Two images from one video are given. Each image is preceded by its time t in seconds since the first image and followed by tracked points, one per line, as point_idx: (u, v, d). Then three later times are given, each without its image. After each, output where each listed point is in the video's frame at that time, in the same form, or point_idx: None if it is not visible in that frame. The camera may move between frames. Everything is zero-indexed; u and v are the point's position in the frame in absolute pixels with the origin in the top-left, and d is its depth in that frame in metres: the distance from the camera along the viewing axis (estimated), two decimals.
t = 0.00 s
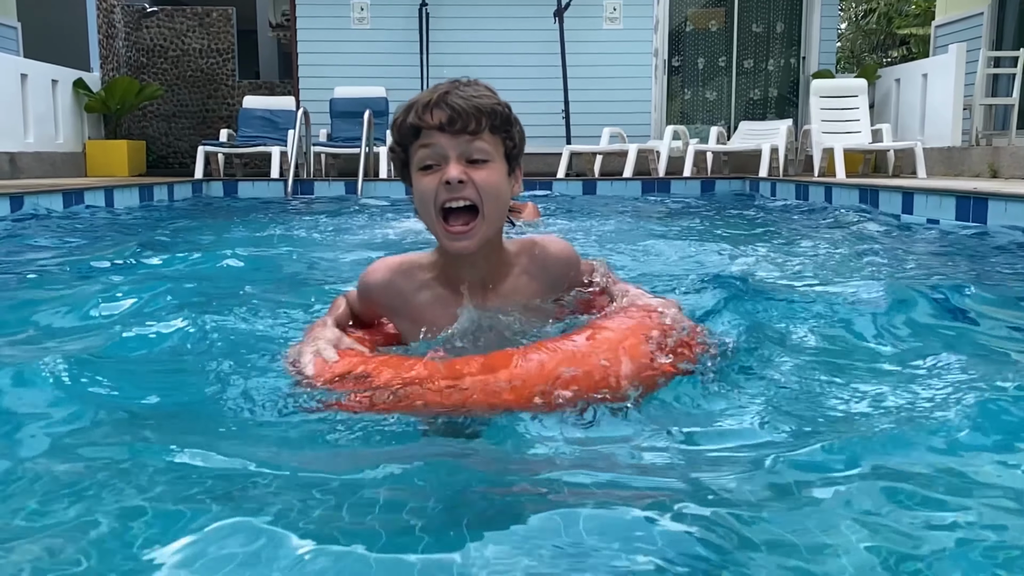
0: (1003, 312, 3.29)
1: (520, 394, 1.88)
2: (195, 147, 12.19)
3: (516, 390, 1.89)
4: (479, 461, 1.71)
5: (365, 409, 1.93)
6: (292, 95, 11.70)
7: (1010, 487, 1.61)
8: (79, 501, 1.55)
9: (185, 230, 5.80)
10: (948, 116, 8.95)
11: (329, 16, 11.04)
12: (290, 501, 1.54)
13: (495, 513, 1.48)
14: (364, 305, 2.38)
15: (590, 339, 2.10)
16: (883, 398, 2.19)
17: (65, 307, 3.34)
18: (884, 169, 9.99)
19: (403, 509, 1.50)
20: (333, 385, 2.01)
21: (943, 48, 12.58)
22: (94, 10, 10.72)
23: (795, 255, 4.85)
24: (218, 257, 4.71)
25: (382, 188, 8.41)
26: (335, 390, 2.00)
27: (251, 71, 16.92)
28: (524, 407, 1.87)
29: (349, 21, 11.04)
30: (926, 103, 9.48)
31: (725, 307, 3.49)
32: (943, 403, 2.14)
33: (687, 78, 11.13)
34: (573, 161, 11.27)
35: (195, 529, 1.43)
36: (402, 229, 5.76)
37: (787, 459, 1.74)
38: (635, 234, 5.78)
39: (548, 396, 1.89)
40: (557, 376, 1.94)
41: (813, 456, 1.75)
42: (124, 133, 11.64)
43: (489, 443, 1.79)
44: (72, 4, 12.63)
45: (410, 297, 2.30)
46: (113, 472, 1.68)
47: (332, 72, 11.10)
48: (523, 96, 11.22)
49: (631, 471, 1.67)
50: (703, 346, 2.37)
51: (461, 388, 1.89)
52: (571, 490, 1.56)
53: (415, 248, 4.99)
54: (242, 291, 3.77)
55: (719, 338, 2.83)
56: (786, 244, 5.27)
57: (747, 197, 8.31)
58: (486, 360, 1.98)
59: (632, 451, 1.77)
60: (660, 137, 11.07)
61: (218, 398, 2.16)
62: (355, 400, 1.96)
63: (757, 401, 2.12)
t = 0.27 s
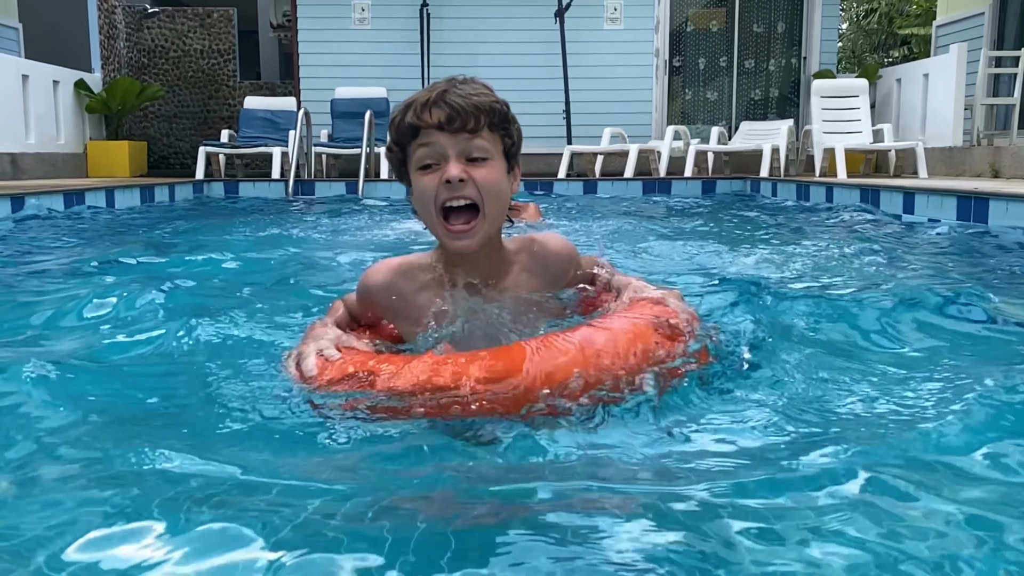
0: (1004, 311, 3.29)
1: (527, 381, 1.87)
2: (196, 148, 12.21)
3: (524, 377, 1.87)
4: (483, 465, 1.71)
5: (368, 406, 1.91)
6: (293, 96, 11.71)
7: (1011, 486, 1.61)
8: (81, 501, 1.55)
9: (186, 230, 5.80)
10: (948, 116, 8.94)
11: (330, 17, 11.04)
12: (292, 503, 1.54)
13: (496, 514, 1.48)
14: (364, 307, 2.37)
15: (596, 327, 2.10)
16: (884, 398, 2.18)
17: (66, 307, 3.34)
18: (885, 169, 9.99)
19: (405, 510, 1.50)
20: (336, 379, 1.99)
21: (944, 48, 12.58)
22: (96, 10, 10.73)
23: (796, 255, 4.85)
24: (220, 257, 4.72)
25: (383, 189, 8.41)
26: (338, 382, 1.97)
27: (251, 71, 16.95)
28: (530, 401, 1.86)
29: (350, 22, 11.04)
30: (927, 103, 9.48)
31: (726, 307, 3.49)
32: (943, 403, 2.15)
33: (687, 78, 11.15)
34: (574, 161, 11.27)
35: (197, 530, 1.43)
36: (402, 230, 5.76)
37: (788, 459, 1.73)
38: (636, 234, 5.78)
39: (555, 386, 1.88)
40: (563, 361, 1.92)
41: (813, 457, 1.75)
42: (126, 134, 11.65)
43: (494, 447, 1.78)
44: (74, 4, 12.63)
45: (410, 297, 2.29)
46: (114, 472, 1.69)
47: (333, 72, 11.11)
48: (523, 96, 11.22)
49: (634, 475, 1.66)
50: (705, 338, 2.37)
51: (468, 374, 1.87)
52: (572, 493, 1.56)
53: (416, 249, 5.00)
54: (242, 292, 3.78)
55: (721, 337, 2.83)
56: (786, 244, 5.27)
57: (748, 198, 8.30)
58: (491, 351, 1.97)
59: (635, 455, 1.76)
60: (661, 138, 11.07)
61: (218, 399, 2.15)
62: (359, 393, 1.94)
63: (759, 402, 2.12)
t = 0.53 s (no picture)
0: (1005, 312, 3.28)
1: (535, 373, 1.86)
2: (196, 150, 12.22)
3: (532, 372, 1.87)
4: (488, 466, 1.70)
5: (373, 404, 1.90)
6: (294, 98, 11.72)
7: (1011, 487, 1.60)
8: (80, 503, 1.55)
9: (187, 232, 5.81)
10: (949, 116, 8.94)
11: (331, 19, 11.06)
12: (293, 506, 1.54)
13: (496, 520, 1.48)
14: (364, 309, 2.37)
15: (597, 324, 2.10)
16: (887, 399, 2.18)
17: (66, 309, 3.34)
18: (885, 170, 10.00)
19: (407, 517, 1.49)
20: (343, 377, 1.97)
21: (944, 49, 12.59)
22: (97, 13, 10.75)
23: (798, 256, 4.84)
24: (220, 259, 4.72)
25: (384, 191, 8.42)
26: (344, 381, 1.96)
27: (252, 73, 16.97)
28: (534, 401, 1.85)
29: (351, 24, 11.05)
30: (927, 104, 9.48)
31: (727, 308, 3.49)
32: (945, 404, 2.14)
33: (688, 80, 11.17)
34: (574, 163, 11.28)
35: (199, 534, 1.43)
36: (403, 231, 5.77)
37: (790, 462, 1.73)
38: (637, 236, 5.79)
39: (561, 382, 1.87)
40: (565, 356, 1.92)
41: (814, 458, 1.75)
42: (126, 136, 11.66)
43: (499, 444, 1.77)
44: (74, 7, 12.66)
45: (410, 299, 2.28)
46: (116, 474, 1.68)
47: (334, 74, 11.12)
48: (524, 98, 11.23)
49: (637, 479, 1.66)
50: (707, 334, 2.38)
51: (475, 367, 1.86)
52: (574, 497, 1.56)
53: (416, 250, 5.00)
54: (243, 293, 3.78)
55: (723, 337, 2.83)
56: (787, 245, 5.27)
57: (749, 199, 8.30)
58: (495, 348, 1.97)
59: (641, 459, 1.76)
60: (661, 139, 11.08)
61: (219, 400, 2.15)
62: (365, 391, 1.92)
63: (762, 402, 2.12)
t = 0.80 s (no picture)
0: (1007, 311, 3.28)
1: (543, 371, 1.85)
2: (198, 152, 12.24)
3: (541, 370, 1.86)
4: (494, 465, 1.69)
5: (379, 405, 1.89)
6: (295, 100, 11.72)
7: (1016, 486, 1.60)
8: (83, 504, 1.55)
9: (188, 234, 5.82)
10: (951, 117, 8.93)
11: (332, 21, 11.06)
12: (296, 507, 1.53)
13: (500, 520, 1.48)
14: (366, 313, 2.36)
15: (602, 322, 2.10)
16: (890, 399, 2.17)
17: (68, 311, 3.35)
18: (887, 170, 9.99)
19: (410, 518, 1.50)
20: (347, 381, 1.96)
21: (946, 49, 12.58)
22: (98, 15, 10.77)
23: (799, 257, 4.84)
24: (222, 261, 4.73)
25: (385, 192, 8.43)
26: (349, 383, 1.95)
27: (253, 75, 17.00)
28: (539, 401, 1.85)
29: (352, 26, 11.06)
30: (929, 104, 9.47)
31: (727, 308, 3.49)
32: (949, 404, 2.13)
33: (690, 81, 11.17)
34: (576, 164, 11.27)
35: (203, 534, 1.43)
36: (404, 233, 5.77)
37: (794, 460, 1.73)
38: (638, 236, 5.79)
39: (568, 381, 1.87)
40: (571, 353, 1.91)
41: (818, 457, 1.74)
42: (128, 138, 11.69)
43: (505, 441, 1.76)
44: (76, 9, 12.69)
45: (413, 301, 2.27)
46: (118, 476, 1.68)
47: (335, 76, 11.13)
48: (525, 99, 11.23)
49: (641, 478, 1.65)
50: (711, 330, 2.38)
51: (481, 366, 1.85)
52: (577, 497, 1.56)
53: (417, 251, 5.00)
54: (243, 295, 3.79)
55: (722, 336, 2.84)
56: (788, 245, 5.27)
57: (750, 200, 8.30)
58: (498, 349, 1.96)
59: (646, 457, 1.75)
60: (663, 139, 11.08)
61: (221, 401, 2.15)
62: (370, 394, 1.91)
63: (768, 398, 2.11)
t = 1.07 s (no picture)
0: (1009, 310, 3.28)
1: (549, 370, 1.85)
2: (199, 152, 12.25)
3: (547, 369, 1.86)
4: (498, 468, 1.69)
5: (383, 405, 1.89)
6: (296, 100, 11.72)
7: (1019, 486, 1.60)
8: (86, 506, 1.56)
9: (190, 234, 5.82)
10: (952, 115, 8.91)
11: (333, 21, 11.07)
12: (294, 509, 1.54)
13: (503, 522, 1.48)
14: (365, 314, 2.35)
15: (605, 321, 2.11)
16: (891, 397, 2.17)
17: (70, 311, 3.35)
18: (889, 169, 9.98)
19: (413, 520, 1.50)
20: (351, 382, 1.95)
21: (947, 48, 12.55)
22: (99, 16, 10.77)
23: (800, 256, 4.84)
24: (223, 261, 4.74)
25: (386, 192, 8.43)
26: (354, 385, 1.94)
27: (254, 76, 17.02)
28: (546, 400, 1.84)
29: (352, 26, 11.07)
30: (930, 103, 9.46)
31: (729, 308, 3.49)
32: (951, 403, 2.13)
33: (690, 80, 11.17)
34: (577, 164, 11.28)
35: (206, 536, 1.43)
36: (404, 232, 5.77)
37: (797, 461, 1.72)
38: (639, 236, 5.79)
39: (574, 380, 1.87)
40: (575, 351, 1.91)
41: (820, 457, 1.74)
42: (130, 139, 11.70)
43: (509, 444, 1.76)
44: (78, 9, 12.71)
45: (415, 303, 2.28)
46: (122, 476, 1.69)
47: (336, 76, 11.13)
48: (526, 99, 11.24)
49: (647, 479, 1.65)
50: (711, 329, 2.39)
51: (486, 366, 1.84)
52: (581, 499, 1.56)
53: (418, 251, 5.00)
54: (244, 295, 3.79)
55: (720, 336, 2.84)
56: (788, 245, 5.27)
57: (751, 199, 8.29)
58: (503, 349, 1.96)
59: (651, 459, 1.75)
60: (664, 139, 11.07)
61: (224, 401, 2.16)
62: (374, 395, 1.91)
63: (769, 397, 2.11)
